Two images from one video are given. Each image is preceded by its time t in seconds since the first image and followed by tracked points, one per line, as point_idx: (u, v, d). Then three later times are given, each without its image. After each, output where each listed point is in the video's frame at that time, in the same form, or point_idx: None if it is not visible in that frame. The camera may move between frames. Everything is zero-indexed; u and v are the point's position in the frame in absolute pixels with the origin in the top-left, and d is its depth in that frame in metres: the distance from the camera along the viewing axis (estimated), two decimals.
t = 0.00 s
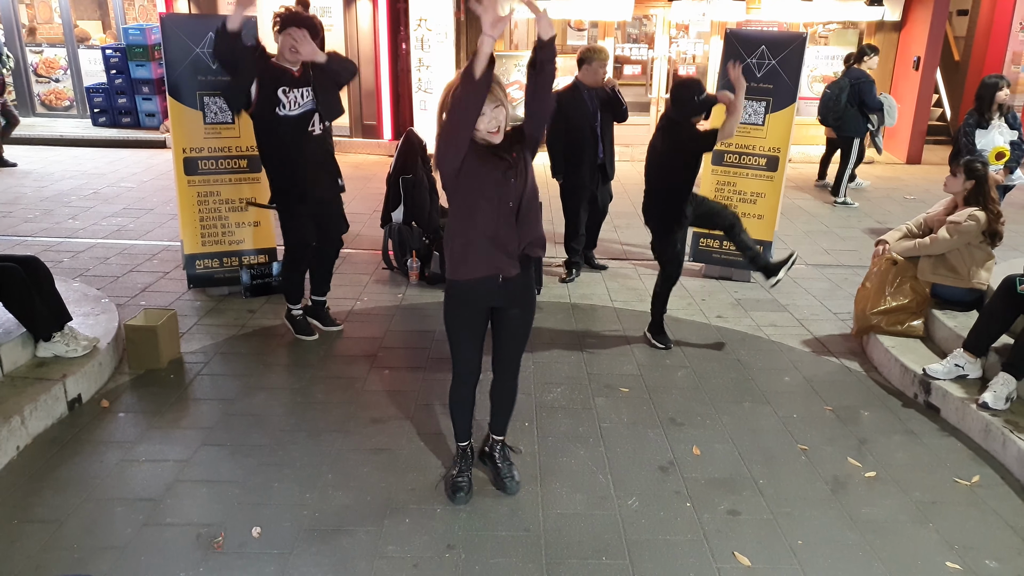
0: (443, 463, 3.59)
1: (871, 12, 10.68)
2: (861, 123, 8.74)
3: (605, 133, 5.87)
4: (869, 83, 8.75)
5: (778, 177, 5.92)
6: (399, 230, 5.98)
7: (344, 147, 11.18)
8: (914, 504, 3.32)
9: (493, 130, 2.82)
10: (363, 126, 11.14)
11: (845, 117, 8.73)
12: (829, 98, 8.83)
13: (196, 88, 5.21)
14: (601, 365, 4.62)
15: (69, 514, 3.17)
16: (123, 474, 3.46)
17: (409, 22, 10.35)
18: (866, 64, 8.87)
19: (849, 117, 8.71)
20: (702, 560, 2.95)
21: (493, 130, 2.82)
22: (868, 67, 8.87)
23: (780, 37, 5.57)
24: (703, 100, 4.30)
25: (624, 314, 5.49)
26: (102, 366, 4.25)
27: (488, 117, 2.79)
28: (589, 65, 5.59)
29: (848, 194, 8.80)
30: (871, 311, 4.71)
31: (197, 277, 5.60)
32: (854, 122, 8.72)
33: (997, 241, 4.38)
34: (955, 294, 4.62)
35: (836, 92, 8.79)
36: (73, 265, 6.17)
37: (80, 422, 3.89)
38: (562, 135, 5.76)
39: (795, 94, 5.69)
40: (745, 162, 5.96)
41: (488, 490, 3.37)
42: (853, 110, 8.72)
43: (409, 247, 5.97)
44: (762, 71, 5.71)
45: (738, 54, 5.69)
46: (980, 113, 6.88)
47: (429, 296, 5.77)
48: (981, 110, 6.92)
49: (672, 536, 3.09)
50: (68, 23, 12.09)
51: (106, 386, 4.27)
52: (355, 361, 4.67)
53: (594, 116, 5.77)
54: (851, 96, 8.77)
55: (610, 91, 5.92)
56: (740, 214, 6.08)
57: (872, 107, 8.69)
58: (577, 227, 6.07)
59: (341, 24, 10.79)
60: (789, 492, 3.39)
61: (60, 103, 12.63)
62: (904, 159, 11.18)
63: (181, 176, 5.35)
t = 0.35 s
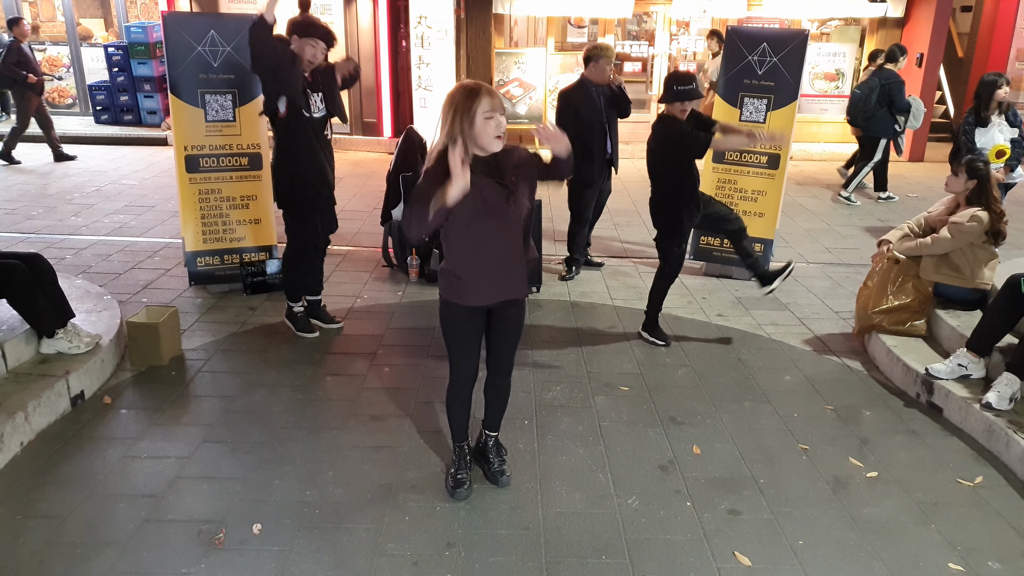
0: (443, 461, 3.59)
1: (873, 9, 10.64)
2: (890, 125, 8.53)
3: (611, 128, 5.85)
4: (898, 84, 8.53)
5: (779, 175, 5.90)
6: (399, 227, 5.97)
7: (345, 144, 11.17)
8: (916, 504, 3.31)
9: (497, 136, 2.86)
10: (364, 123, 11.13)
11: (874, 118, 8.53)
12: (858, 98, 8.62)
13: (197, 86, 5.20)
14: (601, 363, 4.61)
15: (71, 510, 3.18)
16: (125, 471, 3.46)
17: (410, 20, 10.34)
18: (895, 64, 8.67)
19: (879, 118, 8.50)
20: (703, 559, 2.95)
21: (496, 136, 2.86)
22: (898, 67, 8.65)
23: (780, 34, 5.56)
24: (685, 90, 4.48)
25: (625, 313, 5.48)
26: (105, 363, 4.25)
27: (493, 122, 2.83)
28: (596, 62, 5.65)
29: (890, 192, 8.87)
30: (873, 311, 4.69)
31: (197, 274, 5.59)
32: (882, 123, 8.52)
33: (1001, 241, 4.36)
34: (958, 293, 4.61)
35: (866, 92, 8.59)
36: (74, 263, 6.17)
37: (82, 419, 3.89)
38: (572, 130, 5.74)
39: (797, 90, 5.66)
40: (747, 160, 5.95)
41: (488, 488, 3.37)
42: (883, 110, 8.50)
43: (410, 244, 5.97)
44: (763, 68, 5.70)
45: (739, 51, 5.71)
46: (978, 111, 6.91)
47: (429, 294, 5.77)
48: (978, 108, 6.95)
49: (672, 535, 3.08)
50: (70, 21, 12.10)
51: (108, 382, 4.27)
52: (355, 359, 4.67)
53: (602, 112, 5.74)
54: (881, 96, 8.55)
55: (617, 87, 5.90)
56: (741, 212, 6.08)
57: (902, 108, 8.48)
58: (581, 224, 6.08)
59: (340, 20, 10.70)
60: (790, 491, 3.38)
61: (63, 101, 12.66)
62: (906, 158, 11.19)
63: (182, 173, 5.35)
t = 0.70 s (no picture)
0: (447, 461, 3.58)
1: (878, 8, 10.60)
2: (920, 122, 8.52)
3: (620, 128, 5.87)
4: (928, 82, 8.46)
5: (783, 175, 5.88)
6: (403, 227, 5.97)
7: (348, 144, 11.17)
8: (922, 506, 3.29)
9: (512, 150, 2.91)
10: (367, 123, 11.20)
11: (902, 115, 8.55)
12: (887, 95, 8.64)
13: (202, 87, 5.21)
14: (605, 364, 4.61)
15: (75, 510, 3.18)
16: (129, 470, 3.47)
17: (414, 20, 10.35)
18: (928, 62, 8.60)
19: (907, 116, 8.53)
20: (707, 561, 2.94)
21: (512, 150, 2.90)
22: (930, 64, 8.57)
23: (784, 33, 5.54)
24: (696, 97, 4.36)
25: (628, 313, 5.47)
26: (109, 363, 4.26)
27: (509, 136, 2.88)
28: (606, 62, 5.64)
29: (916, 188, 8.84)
30: (877, 311, 4.67)
31: (201, 274, 5.59)
32: (910, 121, 8.53)
33: (1006, 241, 4.34)
34: (962, 292, 4.60)
35: (895, 89, 8.58)
36: (79, 262, 6.19)
37: (86, 418, 3.89)
38: (584, 127, 5.70)
39: (801, 91, 5.63)
40: (750, 159, 5.94)
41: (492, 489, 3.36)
42: (911, 108, 8.51)
43: (413, 244, 5.97)
44: (767, 68, 5.69)
45: (743, 52, 5.70)
46: (982, 110, 6.90)
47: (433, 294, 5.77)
48: (983, 108, 6.93)
49: (676, 536, 3.08)
50: (76, 22, 12.14)
51: (113, 382, 4.28)
52: (359, 359, 4.67)
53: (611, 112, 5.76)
54: (910, 94, 8.53)
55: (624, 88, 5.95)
56: (745, 212, 6.06)
57: (930, 105, 8.44)
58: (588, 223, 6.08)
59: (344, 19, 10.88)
60: (794, 492, 3.37)
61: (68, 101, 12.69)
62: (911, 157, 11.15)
63: (186, 174, 5.35)
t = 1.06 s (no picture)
0: (447, 461, 3.60)
1: (877, 11, 10.65)
2: (951, 128, 8.52)
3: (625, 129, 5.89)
4: (960, 88, 8.50)
5: (783, 177, 5.90)
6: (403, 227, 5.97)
7: (349, 144, 11.17)
8: (920, 507, 3.30)
9: (453, 187, 2.92)
10: (369, 123, 11.14)
11: (934, 121, 8.55)
12: (919, 101, 8.65)
13: (203, 87, 5.21)
14: (605, 365, 4.62)
15: (75, 510, 3.18)
16: (129, 471, 3.47)
17: (415, 21, 10.36)
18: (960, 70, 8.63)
19: (939, 121, 8.51)
20: (706, 562, 2.95)
21: (453, 188, 2.91)
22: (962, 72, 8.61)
23: (784, 37, 5.55)
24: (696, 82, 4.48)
25: (629, 314, 5.48)
26: (109, 363, 4.26)
27: (448, 175, 2.88)
28: (608, 64, 5.63)
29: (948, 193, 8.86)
30: (876, 312, 4.69)
31: (202, 274, 5.59)
32: (943, 127, 8.53)
33: (1005, 243, 4.35)
34: (961, 294, 4.62)
35: (926, 97, 8.58)
36: (79, 262, 6.19)
37: (86, 418, 3.90)
38: (593, 129, 5.68)
39: (801, 94, 5.65)
40: (750, 161, 5.95)
41: (491, 490, 3.37)
42: (943, 114, 8.51)
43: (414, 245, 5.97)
44: (767, 71, 5.70)
45: (743, 54, 5.70)
46: (981, 113, 6.91)
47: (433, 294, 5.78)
48: (982, 110, 6.93)
49: (675, 538, 3.08)
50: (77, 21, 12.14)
51: (112, 382, 4.28)
52: (359, 359, 4.68)
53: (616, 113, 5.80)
54: (942, 100, 8.54)
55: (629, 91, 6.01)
56: (745, 214, 6.07)
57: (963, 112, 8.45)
58: (594, 224, 6.08)
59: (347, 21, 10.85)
60: (793, 494, 3.38)
61: (69, 101, 12.69)
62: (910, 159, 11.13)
63: (187, 173, 5.36)
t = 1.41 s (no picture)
0: (447, 461, 3.59)
1: (878, 10, 10.59)
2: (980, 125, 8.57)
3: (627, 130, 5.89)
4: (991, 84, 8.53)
5: (784, 176, 5.89)
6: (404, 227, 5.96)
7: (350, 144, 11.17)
8: (922, 507, 3.30)
9: (469, 153, 2.90)
10: (369, 123, 11.17)
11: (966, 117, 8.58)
12: (949, 97, 8.68)
13: (204, 87, 5.22)
14: (606, 365, 4.61)
15: (77, 510, 3.19)
16: (130, 470, 3.47)
17: (415, 21, 10.35)
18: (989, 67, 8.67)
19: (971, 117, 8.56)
20: (707, 561, 2.94)
21: (469, 153, 2.89)
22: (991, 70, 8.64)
23: (786, 36, 5.54)
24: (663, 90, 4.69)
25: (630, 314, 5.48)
26: (111, 363, 4.27)
27: (464, 139, 2.88)
28: (609, 66, 5.63)
29: (952, 194, 8.81)
30: (878, 312, 4.69)
31: (204, 274, 5.60)
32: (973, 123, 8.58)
33: (1010, 242, 4.34)
34: (963, 294, 4.61)
35: (957, 92, 8.63)
36: (81, 262, 6.20)
37: (88, 417, 3.90)
38: (594, 130, 5.68)
39: (802, 93, 5.64)
40: (751, 161, 5.94)
41: (492, 490, 3.37)
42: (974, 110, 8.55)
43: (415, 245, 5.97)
44: (768, 70, 5.69)
45: (744, 53, 5.70)
46: (988, 111, 6.89)
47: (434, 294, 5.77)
48: (988, 108, 6.91)
49: (676, 537, 3.08)
50: (78, 21, 12.14)
51: (114, 381, 4.29)
52: (359, 358, 4.68)
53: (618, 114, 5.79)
54: (972, 96, 8.59)
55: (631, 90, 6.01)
56: (746, 213, 6.07)
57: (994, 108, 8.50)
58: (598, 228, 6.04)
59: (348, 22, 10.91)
60: (795, 494, 3.37)
61: (71, 101, 12.69)
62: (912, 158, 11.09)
63: (188, 173, 5.36)
